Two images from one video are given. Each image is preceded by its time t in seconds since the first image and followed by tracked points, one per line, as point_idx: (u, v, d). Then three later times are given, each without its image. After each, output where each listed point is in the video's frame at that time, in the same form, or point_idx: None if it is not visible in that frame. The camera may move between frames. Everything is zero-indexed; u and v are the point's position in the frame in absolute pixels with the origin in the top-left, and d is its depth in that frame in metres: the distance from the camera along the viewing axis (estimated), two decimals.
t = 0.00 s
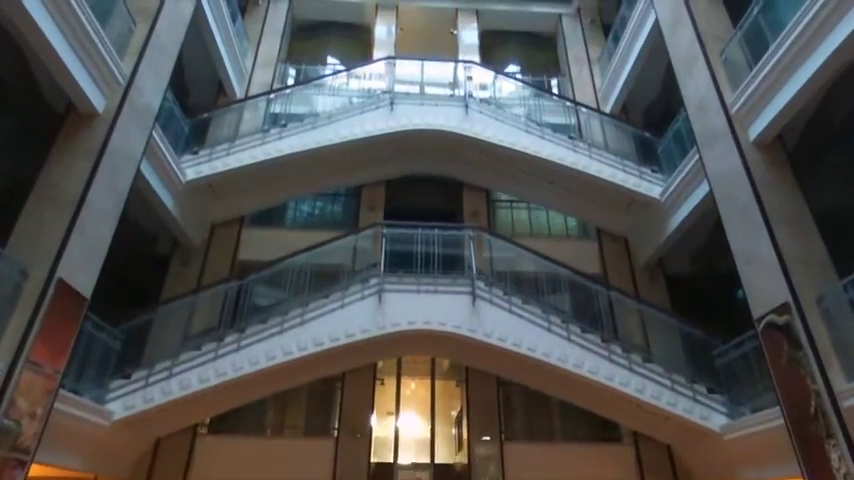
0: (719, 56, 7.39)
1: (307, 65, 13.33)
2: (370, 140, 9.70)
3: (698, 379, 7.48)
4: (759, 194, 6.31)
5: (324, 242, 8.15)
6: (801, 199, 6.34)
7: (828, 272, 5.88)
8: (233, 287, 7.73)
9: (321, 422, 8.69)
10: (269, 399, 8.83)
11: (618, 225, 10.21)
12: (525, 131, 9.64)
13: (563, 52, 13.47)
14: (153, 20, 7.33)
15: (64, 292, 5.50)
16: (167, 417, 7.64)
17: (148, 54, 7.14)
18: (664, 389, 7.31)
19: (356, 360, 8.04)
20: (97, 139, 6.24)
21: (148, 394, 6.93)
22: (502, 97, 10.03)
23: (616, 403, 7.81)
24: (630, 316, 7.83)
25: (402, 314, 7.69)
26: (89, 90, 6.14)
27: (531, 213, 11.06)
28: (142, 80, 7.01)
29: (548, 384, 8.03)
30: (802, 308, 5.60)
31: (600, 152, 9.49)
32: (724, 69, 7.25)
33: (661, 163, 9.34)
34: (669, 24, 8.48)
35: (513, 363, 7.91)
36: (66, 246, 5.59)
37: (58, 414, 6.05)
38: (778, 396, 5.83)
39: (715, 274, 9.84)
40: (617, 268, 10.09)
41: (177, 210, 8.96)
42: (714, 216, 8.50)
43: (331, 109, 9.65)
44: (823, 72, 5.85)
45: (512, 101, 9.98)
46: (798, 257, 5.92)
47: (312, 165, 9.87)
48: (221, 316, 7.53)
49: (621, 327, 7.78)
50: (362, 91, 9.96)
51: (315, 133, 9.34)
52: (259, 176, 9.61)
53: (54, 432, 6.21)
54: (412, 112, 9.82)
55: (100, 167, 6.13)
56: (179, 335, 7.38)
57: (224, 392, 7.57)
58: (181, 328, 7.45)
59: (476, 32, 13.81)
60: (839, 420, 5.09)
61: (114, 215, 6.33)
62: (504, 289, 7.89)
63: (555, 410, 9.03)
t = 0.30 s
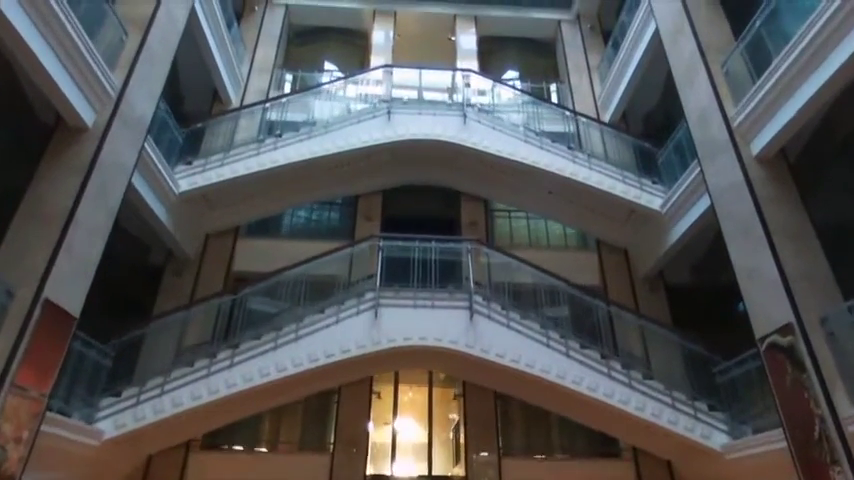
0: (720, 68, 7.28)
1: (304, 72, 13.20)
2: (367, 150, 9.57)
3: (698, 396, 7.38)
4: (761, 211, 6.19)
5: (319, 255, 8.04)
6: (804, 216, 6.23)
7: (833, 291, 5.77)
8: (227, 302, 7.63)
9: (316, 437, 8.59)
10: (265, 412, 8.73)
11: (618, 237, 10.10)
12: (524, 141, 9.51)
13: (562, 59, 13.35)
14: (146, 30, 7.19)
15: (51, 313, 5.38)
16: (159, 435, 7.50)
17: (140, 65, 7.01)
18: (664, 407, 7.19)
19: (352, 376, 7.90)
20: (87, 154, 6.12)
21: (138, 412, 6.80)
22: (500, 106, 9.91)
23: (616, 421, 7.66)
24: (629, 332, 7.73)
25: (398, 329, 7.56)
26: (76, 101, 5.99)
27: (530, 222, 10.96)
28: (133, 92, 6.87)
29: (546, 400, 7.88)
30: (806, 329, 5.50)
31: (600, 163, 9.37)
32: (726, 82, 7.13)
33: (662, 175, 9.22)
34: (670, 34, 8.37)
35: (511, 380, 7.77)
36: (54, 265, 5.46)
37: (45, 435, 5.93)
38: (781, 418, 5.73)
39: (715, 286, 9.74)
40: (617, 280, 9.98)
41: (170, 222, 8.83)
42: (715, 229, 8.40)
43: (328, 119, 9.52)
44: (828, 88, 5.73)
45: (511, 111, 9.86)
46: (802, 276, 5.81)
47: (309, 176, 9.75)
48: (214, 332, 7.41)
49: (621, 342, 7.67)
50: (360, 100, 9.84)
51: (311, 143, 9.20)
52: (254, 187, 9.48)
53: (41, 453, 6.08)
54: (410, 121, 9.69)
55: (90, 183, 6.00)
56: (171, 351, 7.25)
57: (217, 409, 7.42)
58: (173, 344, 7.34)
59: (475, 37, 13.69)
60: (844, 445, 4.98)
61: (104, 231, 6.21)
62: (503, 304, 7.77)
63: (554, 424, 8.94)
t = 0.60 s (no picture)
0: (722, 82, 7.17)
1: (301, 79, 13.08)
2: (364, 161, 9.44)
3: (700, 414, 7.28)
4: (765, 230, 6.09)
5: (315, 269, 7.92)
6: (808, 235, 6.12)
7: (839, 313, 5.65)
8: (221, 318, 7.52)
9: (312, 453, 8.55)
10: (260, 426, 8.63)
11: (618, 248, 9.98)
12: (523, 152, 9.38)
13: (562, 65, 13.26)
14: (139, 41, 7.04)
15: (38, 335, 5.24)
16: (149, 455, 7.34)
17: (133, 78, 6.88)
18: (665, 425, 7.07)
19: (347, 392, 7.76)
20: (77, 170, 5.98)
21: (130, 432, 6.66)
22: (499, 117, 9.81)
23: (616, 441, 7.52)
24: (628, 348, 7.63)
25: (394, 346, 7.43)
26: (64, 115, 5.84)
27: (528, 234, 10.92)
28: (126, 105, 6.74)
29: (545, 418, 7.74)
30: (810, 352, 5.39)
31: (600, 175, 9.25)
32: (729, 95, 7.02)
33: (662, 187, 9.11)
34: (671, 45, 8.25)
35: (509, 398, 7.63)
36: (40, 286, 5.32)
37: (33, 459, 5.80)
38: (784, 442, 5.63)
39: (716, 298, 9.67)
40: (617, 292, 9.90)
41: (163, 234, 8.69)
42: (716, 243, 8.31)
43: (324, 129, 9.39)
44: (834, 106, 5.62)
45: (510, 121, 9.75)
46: (806, 297, 5.71)
47: (305, 187, 9.64)
48: (207, 349, 7.28)
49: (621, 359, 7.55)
50: (357, 110, 9.71)
51: (306, 154, 9.07)
52: (249, 198, 9.36)
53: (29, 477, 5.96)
54: (407, 132, 9.58)
55: (79, 200, 5.86)
56: (162, 369, 7.13)
57: (210, 429, 7.28)
58: (165, 362, 7.18)
59: (473, 43, 13.59)
60: (850, 473, 4.86)
61: (95, 249, 6.07)
62: (501, 320, 7.65)
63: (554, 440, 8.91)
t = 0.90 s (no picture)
0: (729, 99, 7.04)
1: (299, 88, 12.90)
2: (363, 175, 9.28)
3: (706, 438, 7.12)
4: (774, 253, 5.95)
5: (313, 287, 7.79)
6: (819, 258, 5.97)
7: (850, 341, 5.52)
8: (218, 338, 7.42)
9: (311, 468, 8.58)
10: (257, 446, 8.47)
11: (621, 263, 9.81)
12: (525, 166, 9.23)
13: (563, 74, 13.12)
14: (132, 57, 6.88)
15: (26, 364, 5.07)
16: None
17: (126, 94, 6.71)
18: (670, 450, 6.91)
19: (345, 414, 7.59)
20: (68, 192, 5.81)
21: (122, 458, 6.48)
22: (500, 130, 9.69)
23: (621, 465, 7.33)
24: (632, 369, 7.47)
25: (394, 367, 7.27)
26: (55, 136, 5.68)
27: (530, 246, 10.79)
28: (119, 122, 6.57)
29: (548, 441, 7.55)
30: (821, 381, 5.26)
31: (603, 190, 9.10)
32: (735, 114, 6.89)
33: (666, 202, 8.98)
34: (675, 60, 8.12)
35: (511, 421, 7.45)
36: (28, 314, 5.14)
37: None
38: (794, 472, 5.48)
39: (720, 313, 9.53)
40: (620, 308, 9.75)
41: (158, 250, 8.51)
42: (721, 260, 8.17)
43: (323, 142, 9.21)
44: (845, 129, 5.49)
45: (511, 133, 9.64)
46: (817, 324, 5.57)
47: (303, 200, 9.47)
48: (203, 371, 7.13)
49: (626, 381, 7.39)
50: (355, 122, 9.56)
51: (304, 167, 8.90)
52: (246, 213, 9.20)
53: None
54: (407, 145, 9.43)
55: (70, 222, 5.69)
56: (156, 392, 6.97)
57: (206, 453, 7.09)
58: (159, 382, 7.09)
59: (473, 51, 13.43)
60: None
61: (86, 272, 5.90)
62: (503, 340, 7.50)
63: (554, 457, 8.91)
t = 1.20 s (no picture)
0: (738, 115, 6.91)
1: (299, 96, 12.77)
2: (364, 188, 9.13)
3: (713, 460, 6.99)
4: (785, 276, 5.82)
5: (313, 305, 7.64)
6: (831, 281, 5.84)
7: None
8: (216, 357, 7.28)
9: None
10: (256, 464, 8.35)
11: (625, 277, 9.67)
12: (528, 179, 9.08)
13: (565, 83, 12.98)
14: (129, 70, 6.71)
15: (17, 392, 4.91)
16: None
17: (123, 109, 6.56)
18: (678, 473, 6.77)
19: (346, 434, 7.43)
20: (62, 212, 5.66)
21: None
22: (503, 141, 9.55)
23: None
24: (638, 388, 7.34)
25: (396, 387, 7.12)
26: (48, 155, 5.52)
27: (532, 259, 10.69)
28: (115, 138, 6.42)
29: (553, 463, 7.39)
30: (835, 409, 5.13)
31: (608, 203, 8.95)
32: (744, 130, 6.76)
33: (672, 216, 8.85)
34: (682, 73, 7.99)
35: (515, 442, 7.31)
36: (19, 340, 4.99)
37: None
38: None
39: (726, 328, 9.42)
40: (624, 323, 9.63)
41: (154, 265, 8.35)
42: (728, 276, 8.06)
43: (323, 155, 9.06)
44: None
45: (514, 145, 9.51)
46: (830, 350, 5.43)
47: (303, 214, 9.33)
48: (201, 392, 6.98)
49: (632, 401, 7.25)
50: (356, 134, 9.42)
51: (304, 180, 8.75)
52: (245, 226, 9.05)
53: None
54: (409, 157, 9.29)
55: (64, 244, 5.55)
56: (152, 413, 6.83)
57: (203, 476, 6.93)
58: (156, 403, 6.95)
59: (475, 58, 13.29)
60: None
61: (81, 294, 5.75)
62: (506, 358, 7.36)
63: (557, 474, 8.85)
